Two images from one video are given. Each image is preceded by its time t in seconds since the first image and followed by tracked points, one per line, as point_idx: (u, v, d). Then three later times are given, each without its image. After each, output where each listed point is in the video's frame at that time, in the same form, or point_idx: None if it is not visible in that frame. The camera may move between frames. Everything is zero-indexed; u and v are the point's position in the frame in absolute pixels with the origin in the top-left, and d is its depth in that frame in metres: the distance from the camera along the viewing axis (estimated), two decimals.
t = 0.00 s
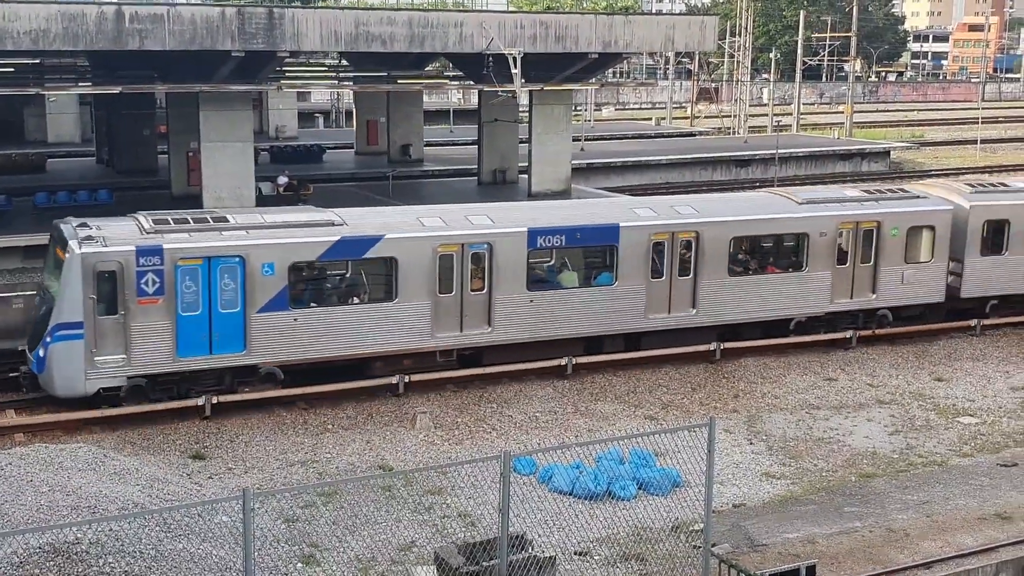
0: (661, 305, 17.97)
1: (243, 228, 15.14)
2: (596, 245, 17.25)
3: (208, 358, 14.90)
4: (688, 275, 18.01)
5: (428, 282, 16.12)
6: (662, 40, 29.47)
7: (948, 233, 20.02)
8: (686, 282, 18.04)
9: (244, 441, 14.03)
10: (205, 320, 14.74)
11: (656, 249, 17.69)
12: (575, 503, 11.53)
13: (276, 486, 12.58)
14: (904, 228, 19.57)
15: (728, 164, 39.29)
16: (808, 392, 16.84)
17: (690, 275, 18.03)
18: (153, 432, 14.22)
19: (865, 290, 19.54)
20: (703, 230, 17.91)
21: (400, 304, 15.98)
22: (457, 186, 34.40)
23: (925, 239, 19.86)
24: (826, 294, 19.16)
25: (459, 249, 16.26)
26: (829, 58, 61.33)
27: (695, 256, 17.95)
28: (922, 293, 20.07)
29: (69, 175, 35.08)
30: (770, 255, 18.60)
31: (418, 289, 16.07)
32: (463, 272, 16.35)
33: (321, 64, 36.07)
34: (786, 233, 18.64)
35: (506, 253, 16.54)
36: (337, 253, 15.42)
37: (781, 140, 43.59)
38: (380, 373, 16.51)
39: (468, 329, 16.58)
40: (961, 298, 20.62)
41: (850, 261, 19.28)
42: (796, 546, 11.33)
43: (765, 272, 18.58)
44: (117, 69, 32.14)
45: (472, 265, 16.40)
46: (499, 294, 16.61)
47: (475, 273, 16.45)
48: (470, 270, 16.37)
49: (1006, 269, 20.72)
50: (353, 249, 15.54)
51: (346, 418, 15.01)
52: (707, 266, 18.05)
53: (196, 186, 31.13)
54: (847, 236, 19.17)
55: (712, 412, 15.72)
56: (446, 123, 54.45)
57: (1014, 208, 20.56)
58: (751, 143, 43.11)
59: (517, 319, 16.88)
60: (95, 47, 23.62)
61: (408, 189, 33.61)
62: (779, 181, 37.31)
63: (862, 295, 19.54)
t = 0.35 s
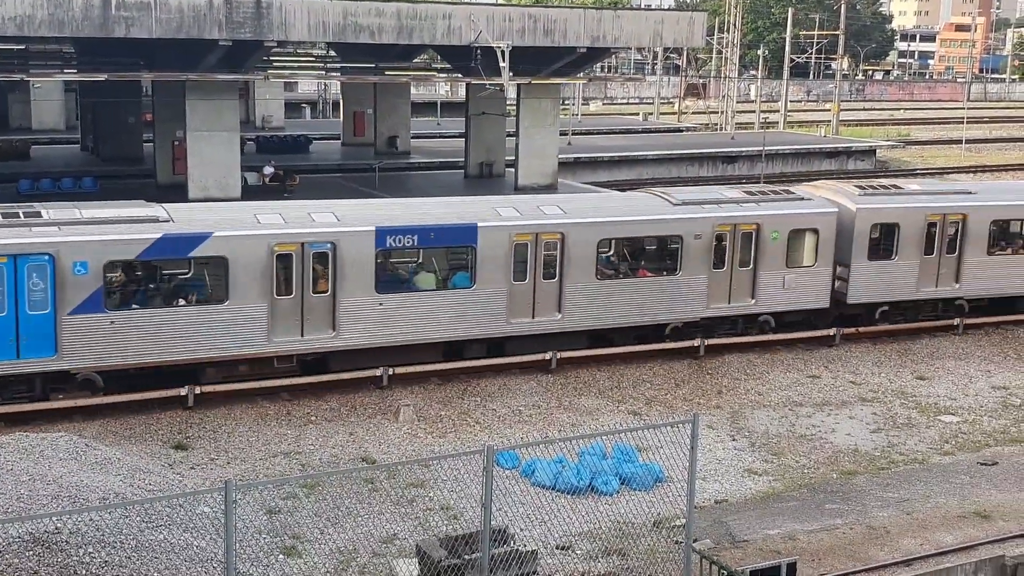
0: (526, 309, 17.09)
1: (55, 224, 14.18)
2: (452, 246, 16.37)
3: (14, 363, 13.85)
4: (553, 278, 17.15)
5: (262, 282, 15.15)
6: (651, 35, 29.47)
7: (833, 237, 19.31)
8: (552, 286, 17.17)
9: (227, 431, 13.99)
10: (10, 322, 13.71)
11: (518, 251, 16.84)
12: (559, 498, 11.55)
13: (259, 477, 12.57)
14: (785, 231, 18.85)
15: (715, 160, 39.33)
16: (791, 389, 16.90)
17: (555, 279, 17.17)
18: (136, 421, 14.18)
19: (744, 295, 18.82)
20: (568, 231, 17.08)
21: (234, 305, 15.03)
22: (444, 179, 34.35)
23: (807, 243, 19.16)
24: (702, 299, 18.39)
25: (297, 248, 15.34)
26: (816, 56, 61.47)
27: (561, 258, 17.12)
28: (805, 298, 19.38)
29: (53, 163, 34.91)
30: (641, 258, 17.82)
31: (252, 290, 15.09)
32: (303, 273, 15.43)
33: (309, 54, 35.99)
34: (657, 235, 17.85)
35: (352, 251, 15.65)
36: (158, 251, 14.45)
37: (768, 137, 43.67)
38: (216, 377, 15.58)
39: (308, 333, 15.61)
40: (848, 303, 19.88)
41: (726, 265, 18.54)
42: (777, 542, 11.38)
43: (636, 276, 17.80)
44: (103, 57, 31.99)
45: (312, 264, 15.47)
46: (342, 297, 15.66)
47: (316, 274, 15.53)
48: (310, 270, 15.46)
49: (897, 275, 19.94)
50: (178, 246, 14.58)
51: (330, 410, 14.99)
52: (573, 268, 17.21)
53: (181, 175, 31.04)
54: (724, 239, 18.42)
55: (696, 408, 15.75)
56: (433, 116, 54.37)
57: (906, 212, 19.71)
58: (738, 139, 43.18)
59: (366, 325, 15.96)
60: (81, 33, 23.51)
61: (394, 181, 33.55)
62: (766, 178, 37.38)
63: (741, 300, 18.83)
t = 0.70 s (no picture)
0: (391, 309, 16.13)
1: None
2: (303, 241, 15.34)
3: None
4: (422, 276, 16.19)
5: (88, 282, 14.12)
6: (658, 23, 29.35)
7: (726, 231, 18.33)
8: (421, 284, 16.21)
9: (233, 420, 14.01)
10: None
11: (109, 261, 14.24)
12: (564, 487, 11.56)
13: (265, 465, 12.59)
14: (675, 226, 17.85)
15: (722, 150, 39.22)
16: (797, 379, 16.88)
17: (424, 276, 16.21)
18: (142, 409, 14.21)
19: (630, 294, 17.83)
20: (436, 226, 16.11)
21: (61, 306, 14.02)
22: (451, 167, 34.31)
23: (700, 238, 18.18)
24: (585, 297, 17.42)
25: (130, 245, 14.30)
26: (825, 45, 61.27)
27: (426, 255, 16.13)
28: (698, 296, 18.42)
29: (60, 151, 34.92)
30: (519, 254, 16.87)
31: (78, 291, 14.07)
32: (137, 270, 14.38)
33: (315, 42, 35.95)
34: (531, 230, 16.84)
35: (192, 247, 14.61)
36: None
37: (776, 127, 43.55)
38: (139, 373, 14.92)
39: (143, 335, 14.58)
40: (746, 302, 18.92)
41: (611, 261, 17.52)
42: (782, 532, 11.38)
43: (513, 273, 16.86)
44: (110, 45, 31.98)
45: (147, 261, 14.43)
46: (182, 296, 14.66)
47: (152, 271, 14.48)
48: (145, 267, 14.41)
49: (798, 272, 19.00)
50: None
51: (335, 399, 15.00)
52: (441, 265, 16.24)
53: (188, 163, 31.05)
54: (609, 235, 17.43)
55: (702, 398, 15.74)
56: (440, 104, 54.30)
57: (806, 205, 18.76)
58: (745, 128, 43.10)
59: (211, 326, 14.96)
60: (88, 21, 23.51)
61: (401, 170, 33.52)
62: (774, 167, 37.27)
63: (627, 300, 17.84)
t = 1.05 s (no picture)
0: (231, 310, 15.04)
1: None
2: (124, 238, 14.26)
3: None
4: (266, 274, 15.12)
5: None
6: (665, 12, 29.24)
7: (605, 227, 17.36)
8: (266, 283, 15.14)
9: (239, 408, 14.03)
10: None
11: None
12: (569, 477, 11.56)
13: (271, 453, 12.62)
14: (547, 222, 16.89)
15: (728, 140, 39.14)
16: (803, 369, 16.87)
17: (269, 275, 15.14)
18: (148, 397, 14.24)
19: (500, 293, 16.84)
20: (280, 220, 15.04)
21: None
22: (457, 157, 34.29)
23: (576, 234, 17.21)
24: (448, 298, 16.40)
25: None
26: (831, 35, 61.09)
27: (269, 253, 15.06)
28: (577, 295, 17.46)
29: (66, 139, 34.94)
30: (375, 250, 15.84)
31: None
32: None
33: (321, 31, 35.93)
34: (388, 227, 15.83)
35: None
36: None
37: (782, 116, 43.43)
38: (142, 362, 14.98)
39: None
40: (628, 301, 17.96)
41: (479, 259, 16.55)
42: (787, 522, 11.40)
43: (370, 271, 15.82)
44: (115, 33, 31.95)
45: None
46: None
47: None
48: None
49: (683, 269, 18.05)
50: None
51: (341, 387, 15.02)
52: (287, 263, 15.18)
53: (194, 152, 31.05)
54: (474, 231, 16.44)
55: (707, 388, 15.75)
56: (445, 94, 54.22)
57: (689, 200, 17.81)
58: (751, 118, 43.00)
59: (35, 330, 13.95)
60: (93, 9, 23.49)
61: (406, 159, 33.50)
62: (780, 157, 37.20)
63: (497, 299, 16.85)
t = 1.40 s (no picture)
0: (41, 318, 13.86)
1: None
2: None
3: None
4: (79, 279, 13.99)
5: None
6: (670, 3, 29.15)
7: (462, 224, 16.37)
8: (80, 288, 14.01)
9: (246, 399, 14.07)
10: None
11: None
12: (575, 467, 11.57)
13: (277, 444, 12.64)
14: (398, 220, 15.90)
15: (734, 130, 39.05)
16: (808, 359, 16.87)
17: (82, 280, 14.00)
18: (155, 389, 14.29)
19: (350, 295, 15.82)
20: (94, 220, 13.97)
21: None
22: (462, 147, 34.27)
23: (431, 232, 16.22)
24: (287, 301, 15.33)
25: None
26: (838, 25, 60.88)
27: (85, 254, 13.97)
28: (437, 296, 16.46)
29: (72, 131, 34.97)
30: (202, 251, 14.74)
31: None
32: None
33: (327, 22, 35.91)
34: (225, 225, 14.80)
35: None
36: None
37: (788, 106, 43.32)
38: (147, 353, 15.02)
39: None
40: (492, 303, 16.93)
41: (323, 260, 15.52)
42: (793, 512, 11.40)
43: (197, 273, 14.72)
44: (121, 25, 31.96)
45: None
46: None
47: None
48: None
49: (550, 269, 17.03)
50: None
51: (347, 379, 15.05)
52: (105, 266, 14.08)
53: (200, 143, 31.08)
54: (315, 230, 15.38)
55: (713, 378, 15.76)
56: (451, 84, 54.17)
57: (553, 195, 16.80)
58: (757, 108, 42.90)
59: None
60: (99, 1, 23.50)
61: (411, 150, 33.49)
62: (786, 147, 37.11)
63: (347, 302, 15.83)
